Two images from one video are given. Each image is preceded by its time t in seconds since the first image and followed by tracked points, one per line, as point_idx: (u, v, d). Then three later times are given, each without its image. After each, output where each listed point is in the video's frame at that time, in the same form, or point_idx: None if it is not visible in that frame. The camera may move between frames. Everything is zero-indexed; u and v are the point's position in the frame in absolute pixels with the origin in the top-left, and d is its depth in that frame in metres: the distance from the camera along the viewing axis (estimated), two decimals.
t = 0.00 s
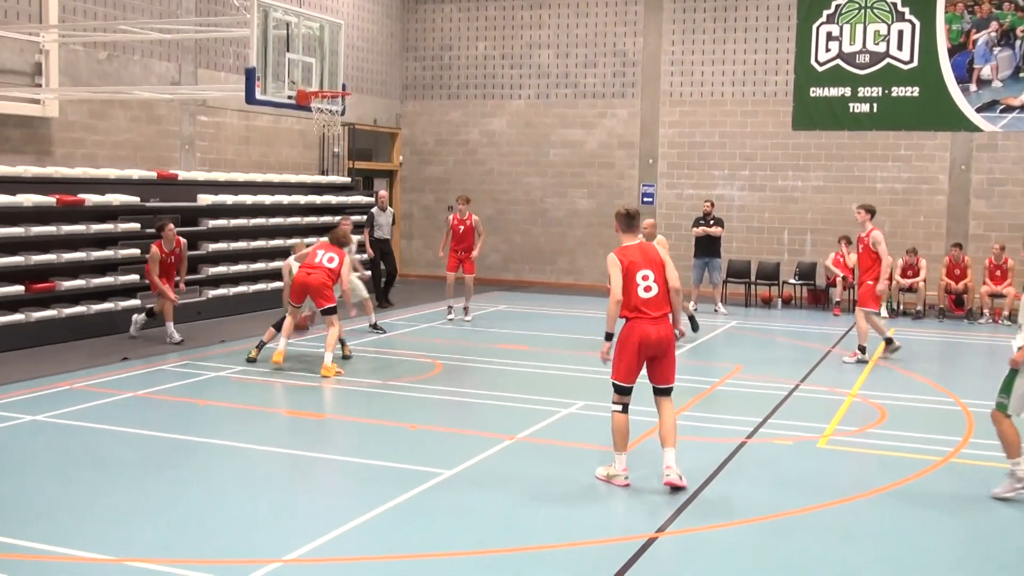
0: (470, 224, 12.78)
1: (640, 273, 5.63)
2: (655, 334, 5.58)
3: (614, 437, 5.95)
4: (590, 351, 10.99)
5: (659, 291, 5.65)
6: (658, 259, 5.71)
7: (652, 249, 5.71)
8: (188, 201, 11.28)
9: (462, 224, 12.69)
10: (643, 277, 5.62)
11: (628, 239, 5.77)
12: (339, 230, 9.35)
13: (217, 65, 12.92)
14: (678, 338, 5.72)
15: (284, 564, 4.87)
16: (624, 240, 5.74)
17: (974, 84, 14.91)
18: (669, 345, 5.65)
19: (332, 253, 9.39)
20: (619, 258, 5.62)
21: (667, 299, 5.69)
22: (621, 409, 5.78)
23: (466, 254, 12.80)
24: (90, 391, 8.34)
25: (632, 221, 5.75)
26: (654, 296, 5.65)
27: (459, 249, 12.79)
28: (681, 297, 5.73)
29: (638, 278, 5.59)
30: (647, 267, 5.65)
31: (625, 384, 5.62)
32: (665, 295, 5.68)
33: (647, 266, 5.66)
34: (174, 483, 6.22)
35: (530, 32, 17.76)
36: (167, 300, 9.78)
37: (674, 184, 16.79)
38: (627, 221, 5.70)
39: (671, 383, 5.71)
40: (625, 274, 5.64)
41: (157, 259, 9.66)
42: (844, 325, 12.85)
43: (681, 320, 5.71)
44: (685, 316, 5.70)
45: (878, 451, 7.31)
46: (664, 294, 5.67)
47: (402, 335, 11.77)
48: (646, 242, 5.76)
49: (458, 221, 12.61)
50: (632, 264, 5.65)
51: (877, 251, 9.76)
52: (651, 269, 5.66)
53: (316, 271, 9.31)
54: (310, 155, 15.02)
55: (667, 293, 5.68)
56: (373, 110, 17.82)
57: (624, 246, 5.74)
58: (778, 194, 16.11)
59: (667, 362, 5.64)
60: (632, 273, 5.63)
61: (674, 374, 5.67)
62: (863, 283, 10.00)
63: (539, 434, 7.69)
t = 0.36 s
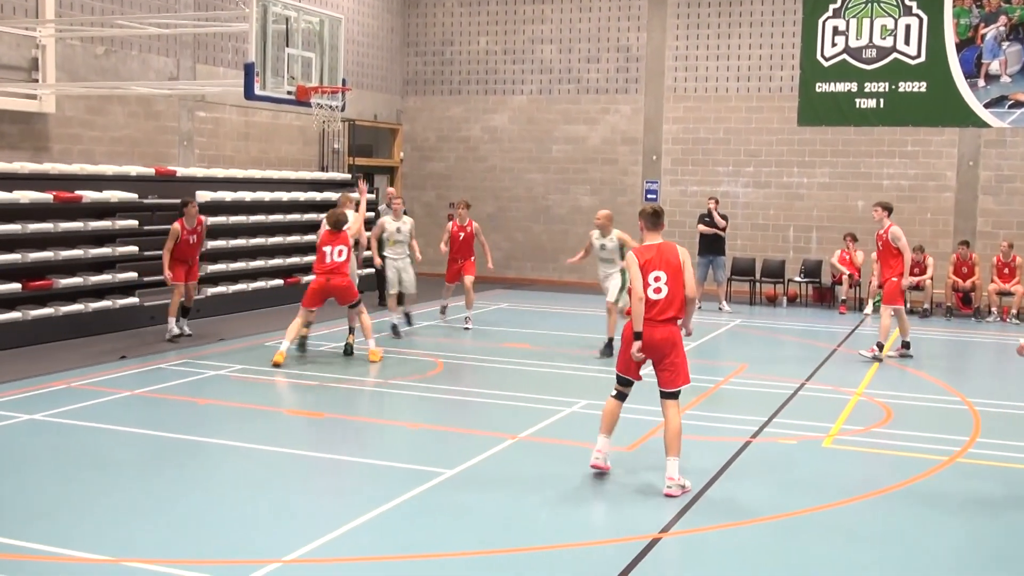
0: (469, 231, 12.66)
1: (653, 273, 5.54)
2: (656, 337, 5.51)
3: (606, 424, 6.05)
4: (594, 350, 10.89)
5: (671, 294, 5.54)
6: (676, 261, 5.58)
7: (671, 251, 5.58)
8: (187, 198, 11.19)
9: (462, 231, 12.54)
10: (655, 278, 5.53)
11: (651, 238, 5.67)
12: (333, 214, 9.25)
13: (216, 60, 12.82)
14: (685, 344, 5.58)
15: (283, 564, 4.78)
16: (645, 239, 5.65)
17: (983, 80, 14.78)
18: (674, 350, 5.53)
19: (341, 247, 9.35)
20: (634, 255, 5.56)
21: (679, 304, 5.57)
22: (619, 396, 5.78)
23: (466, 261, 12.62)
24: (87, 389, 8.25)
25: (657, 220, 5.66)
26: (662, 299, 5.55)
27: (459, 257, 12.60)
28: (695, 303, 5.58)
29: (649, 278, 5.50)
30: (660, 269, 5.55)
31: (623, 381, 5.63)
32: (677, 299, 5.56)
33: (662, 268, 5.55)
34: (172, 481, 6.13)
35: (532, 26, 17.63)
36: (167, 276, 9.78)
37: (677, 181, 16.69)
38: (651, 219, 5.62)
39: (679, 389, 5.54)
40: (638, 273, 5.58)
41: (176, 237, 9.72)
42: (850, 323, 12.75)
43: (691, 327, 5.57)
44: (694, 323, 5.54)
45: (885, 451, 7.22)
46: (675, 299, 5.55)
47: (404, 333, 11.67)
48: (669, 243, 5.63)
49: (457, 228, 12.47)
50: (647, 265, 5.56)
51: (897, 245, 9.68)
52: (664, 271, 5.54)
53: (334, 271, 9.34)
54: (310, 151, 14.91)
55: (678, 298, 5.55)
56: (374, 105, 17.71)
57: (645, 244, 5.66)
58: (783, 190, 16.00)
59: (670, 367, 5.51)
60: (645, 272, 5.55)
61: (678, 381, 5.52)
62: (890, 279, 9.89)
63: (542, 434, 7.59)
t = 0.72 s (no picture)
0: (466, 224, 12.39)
1: (630, 273, 5.58)
2: (632, 335, 5.49)
3: (599, 430, 6.04)
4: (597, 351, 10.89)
5: (647, 293, 5.52)
6: (655, 260, 5.56)
7: (650, 251, 5.57)
8: (190, 199, 11.19)
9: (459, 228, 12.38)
10: (631, 278, 5.56)
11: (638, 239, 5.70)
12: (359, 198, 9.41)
13: (219, 61, 12.85)
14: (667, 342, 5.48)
15: (286, 564, 4.78)
16: (631, 240, 5.68)
17: (987, 81, 14.78)
18: (652, 349, 5.48)
19: (375, 233, 9.60)
20: (613, 256, 5.65)
21: (658, 303, 5.52)
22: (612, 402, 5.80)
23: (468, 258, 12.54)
24: (90, 390, 8.26)
25: (644, 220, 5.68)
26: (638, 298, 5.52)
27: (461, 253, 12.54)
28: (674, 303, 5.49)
29: (623, 277, 5.56)
30: (636, 269, 5.56)
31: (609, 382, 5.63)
32: (654, 298, 5.52)
33: (640, 267, 5.56)
34: (176, 482, 6.15)
35: (535, 28, 17.65)
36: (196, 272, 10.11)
37: (680, 182, 16.69)
38: (638, 219, 5.65)
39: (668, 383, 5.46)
40: (618, 273, 5.64)
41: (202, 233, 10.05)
42: (854, 324, 12.74)
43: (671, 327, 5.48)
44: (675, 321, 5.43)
45: (889, 452, 7.21)
46: (652, 298, 5.51)
47: (408, 334, 11.67)
48: (652, 244, 5.62)
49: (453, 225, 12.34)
50: (624, 264, 5.61)
51: (898, 251, 9.66)
52: (642, 270, 5.55)
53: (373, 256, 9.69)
54: (313, 152, 14.92)
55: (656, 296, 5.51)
56: (377, 106, 17.72)
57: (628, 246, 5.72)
58: (786, 192, 16.00)
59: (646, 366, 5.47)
60: (622, 272, 5.61)
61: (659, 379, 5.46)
62: (889, 284, 9.92)
63: (546, 435, 7.59)
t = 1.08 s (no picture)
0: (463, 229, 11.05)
1: (619, 268, 5.62)
2: (621, 330, 5.50)
3: (596, 429, 6.05)
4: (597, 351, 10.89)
5: (634, 288, 5.52)
6: (642, 256, 5.56)
7: (639, 247, 5.59)
8: (189, 198, 11.20)
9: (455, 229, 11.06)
10: (621, 273, 5.59)
11: (630, 236, 5.74)
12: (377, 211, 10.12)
13: (219, 61, 12.85)
14: (657, 336, 5.45)
15: (286, 564, 4.78)
16: (624, 236, 5.72)
17: (987, 81, 14.78)
18: (640, 343, 5.47)
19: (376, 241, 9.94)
20: (606, 253, 5.74)
21: (646, 296, 5.50)
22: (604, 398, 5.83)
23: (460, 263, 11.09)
24: (89, 390, 8.26)
25: (639, 217, 5.71)
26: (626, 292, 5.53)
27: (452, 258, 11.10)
28: (661, 296, 5.44)
29: (611, 273, 5.61)
30: (626, 263, 5.58)
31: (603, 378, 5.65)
32: (641, 292, 5.50)
33: (628, 262, 5.58)
34: (176, 481, 6.15)
35: (535, 28, 17.65)
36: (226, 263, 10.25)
37: (680, 182, 16.69)
38: (631, 216, 5.68)
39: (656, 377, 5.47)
40: (609, 269, 5.68)
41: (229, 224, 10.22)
42: (854, 324, 12.74)
43: (659, 320, 5.43)
44: (664, 315, 5.41)
45: (889, 452, 7.21)
46: (639, 292, 5.50)
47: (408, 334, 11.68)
48: (642, 239, 5.64)
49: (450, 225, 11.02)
50: (614, 259, 5.64)
51: (896, 251, 9.63)
52: (630, 265, 5.56)
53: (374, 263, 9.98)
54: (314, 152, 14.92)
55: (644, 290, 5.50)
56: (377, 106, 17.72)
57: (619, 242, 5.75)
58: (786, 191, 16.00)
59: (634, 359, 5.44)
60: (612, 269, 5.65)
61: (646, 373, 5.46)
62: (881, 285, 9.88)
63: (545, 434, 7.59)
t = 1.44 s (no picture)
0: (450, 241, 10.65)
1: (638, 279, 5.63)
2: (643, 342, 5.53)
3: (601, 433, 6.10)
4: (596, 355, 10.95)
5: (655, 300, 5.57)
6: (662, 266, 5.60)
7: (658, 257, 5.62)
8: (192, 203, 11.27)
9: (440, 241, 10.65)
10: (640, 284, 5.60)
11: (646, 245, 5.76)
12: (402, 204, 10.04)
13: (222, 67, 12.92)
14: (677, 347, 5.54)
15: (288, 566, 4.85)
16: (642, 245, 5.74)
17: (983, 87, 14.84)
18: (662, 354, 5.53)
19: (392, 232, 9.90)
20: (624, 262, 5.74)
21: (666, 308, 5.57)
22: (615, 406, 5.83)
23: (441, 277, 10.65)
24: (93, 393, 8.32)
25: (657, 226, 5.72)
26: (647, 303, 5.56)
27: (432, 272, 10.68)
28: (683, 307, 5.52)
29: (631, 283, 5.61)
30: (646, 274, 5.60)
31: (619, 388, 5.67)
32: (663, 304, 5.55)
33: (648, 273, 5.61)
34: (180, 484, 6.22)
35: (535, 33, 17.72)
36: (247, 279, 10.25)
37: (679, 187, 16.76)
38: (651, 225, 5.69)
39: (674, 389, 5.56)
40: (627, 279, 5.68)
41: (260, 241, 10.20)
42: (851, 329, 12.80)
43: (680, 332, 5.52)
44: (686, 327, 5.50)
45: (886, 455, 7.27)
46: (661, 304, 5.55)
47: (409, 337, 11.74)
48: (660, 249, 5.68)
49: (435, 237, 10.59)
50: (634, 269, 5.65)
51: (886, 255, 9.73)
52: (651, 276, 5.59)
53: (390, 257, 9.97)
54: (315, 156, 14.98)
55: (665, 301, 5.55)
56: (378, 110, 17.79)
57: (635, 251, 5.75)
58: (784, 196, 16.06)
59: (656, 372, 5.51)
60: (631, 279, 5.66)
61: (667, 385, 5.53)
62: (867, 287, 9.93)
63: (545, 438, 7.66)
